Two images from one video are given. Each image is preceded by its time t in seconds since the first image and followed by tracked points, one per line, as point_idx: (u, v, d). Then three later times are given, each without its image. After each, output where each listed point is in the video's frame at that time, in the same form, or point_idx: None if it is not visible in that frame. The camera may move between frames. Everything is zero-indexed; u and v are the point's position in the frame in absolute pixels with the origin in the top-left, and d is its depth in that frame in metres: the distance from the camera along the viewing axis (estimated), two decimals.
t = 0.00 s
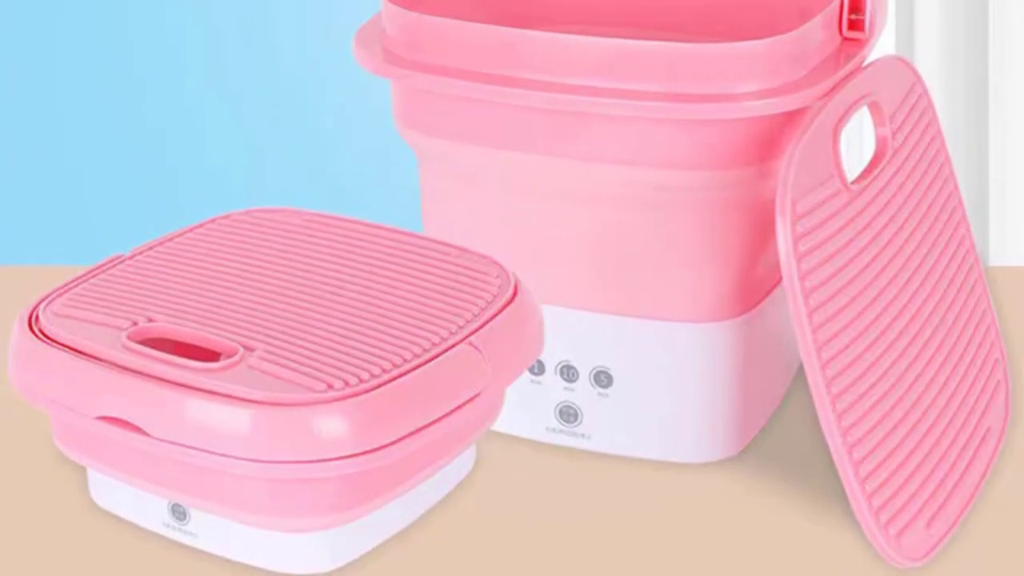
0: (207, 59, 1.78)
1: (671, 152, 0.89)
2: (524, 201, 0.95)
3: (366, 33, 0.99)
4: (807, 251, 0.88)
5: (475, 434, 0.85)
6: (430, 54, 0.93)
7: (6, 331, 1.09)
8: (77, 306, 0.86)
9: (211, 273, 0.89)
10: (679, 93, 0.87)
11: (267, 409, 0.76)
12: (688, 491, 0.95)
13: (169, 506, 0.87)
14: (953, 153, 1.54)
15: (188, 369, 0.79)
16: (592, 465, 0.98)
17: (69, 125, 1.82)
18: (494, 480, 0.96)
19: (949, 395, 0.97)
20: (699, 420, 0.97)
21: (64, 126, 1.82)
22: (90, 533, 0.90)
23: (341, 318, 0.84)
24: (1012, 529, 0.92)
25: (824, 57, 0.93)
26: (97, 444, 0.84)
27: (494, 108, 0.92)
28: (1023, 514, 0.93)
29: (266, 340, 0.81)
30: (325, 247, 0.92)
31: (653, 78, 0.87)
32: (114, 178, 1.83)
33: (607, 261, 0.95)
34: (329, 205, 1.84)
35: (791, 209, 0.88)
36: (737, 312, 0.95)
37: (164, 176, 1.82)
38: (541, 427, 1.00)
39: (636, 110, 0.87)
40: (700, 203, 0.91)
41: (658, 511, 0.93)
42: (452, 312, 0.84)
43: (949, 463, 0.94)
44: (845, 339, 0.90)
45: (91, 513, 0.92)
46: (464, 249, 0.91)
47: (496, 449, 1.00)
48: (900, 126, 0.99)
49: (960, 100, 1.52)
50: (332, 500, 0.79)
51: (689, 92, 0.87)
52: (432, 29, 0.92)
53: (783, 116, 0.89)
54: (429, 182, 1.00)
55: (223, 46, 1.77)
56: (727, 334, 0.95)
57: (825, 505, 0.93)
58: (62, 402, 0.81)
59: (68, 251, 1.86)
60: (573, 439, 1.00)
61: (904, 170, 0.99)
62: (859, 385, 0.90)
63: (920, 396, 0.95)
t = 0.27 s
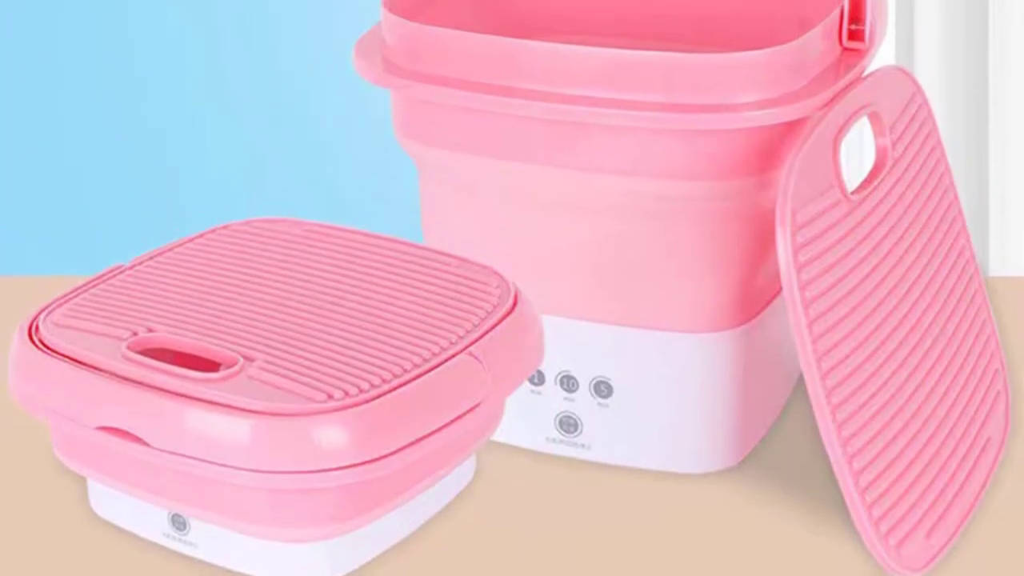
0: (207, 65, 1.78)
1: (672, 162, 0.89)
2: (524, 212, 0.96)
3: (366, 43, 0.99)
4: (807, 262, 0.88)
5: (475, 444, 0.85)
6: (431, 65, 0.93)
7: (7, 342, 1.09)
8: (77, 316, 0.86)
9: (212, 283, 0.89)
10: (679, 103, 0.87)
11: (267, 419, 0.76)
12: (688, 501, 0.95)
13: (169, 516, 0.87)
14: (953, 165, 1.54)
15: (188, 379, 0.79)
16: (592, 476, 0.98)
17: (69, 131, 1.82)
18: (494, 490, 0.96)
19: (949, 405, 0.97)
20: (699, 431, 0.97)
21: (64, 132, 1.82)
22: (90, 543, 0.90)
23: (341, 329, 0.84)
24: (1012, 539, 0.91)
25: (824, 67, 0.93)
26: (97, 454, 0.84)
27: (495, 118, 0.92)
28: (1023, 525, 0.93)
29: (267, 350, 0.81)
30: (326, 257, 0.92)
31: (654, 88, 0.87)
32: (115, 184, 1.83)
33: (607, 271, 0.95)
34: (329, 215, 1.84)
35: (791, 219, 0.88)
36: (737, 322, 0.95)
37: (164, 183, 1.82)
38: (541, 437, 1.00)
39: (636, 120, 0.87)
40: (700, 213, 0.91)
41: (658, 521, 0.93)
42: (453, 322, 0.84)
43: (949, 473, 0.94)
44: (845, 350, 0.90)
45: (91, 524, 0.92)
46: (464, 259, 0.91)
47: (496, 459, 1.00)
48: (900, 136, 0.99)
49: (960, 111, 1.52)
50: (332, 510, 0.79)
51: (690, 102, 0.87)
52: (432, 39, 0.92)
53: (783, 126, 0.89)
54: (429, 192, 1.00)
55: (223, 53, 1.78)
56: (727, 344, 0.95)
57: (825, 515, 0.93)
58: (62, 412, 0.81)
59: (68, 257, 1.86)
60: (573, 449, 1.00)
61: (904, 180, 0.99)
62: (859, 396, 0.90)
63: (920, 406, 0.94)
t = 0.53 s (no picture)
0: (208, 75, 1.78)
1: (672, 172, 0.89)
2: (524, 222, 0.96)
3: (366, 53, 0.99)
4: (807, 272, 0.88)
5: (475, 454, 0.85)
6: (431, 75, 0.93)
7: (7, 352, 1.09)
8: (77, 326, 0.86)
9: (211, 293, 0.89)
10: (680, 114, 0.87)
11: (267, 429, 0.76)
12: (688, 512, 0.95)
13: (168, 526, 0.86)
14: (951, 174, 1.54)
15: (188, 390, 0.79)
16: (592, 486, 0.98)
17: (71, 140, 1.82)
18: (494, 501, 0.96)
19: (949, 415, 0.97)
20: (699, 441, 0.97)
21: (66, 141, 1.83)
22: (90, 554, 0.90)
23: (341, 339, 0.84)
24: (1013, 549, 0.91)
25: (824, 77, 0.93)
26: (97, 465, 0.83)
27: (495, 128, 0.92)
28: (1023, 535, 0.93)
29: (267, 361, 0.81)
30: (326, 268, 0.92)
31: (654, 99, 0.87)
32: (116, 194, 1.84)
33: (607, 282, 0.95)
34: (329, 224, 1.84)
35: (791, 230, 0.88)
36: (737, 332, 0.95)
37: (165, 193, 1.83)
38: (541, 447, 1.00)
39: (636, 131, 0.87)
40: (700, 224, 0.91)
41: (658, 531, 0.92)
42: (453, 332, 0.84)
43: (949, 483, 0.94)
44: (845, 360, 0.90)
45: (91, 534, 0.92)
46: (464, 269, 0.91)
47: (496, 469, 1.00)
48: (900, 146, 0.99)
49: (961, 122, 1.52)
50: (332, 521, 0.79)
51: (690, 112, 0.87)
52: (432, 49, 0.92)
53: (783, 136, 0.89)
54: (429, 202, 1.00)
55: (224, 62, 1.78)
56: (727, 354, 0.95)
57: (825, 526, 0.93)
58: (62, 423, 0.81)
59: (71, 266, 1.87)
60: (573, 460, 1.00)
61: (904, 190, 0.99)
62: (859, 406, 0.90)
63: (920, 416, 0.94)
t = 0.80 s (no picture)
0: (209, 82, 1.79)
1: (672, 184, 0.89)
2: (524, 233, 0.96)
3: (366, 64, 0.99)
4: (807, 283, 0.88)
5: (475, 466, 0.85)
6: (431, 87, 0.93)
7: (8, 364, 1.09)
8: (77, 337, 0.86)
9: (211, 305, 0.89)
10: (680, 125, 0.87)
11: (267, 441, 0.76)
12: (688, 523, 0.94)
13: (168, 537, 0.86)
14: (951, 181, 1.54)
15: (188, 401, 0.79)
16: (593, 497, 0.98)
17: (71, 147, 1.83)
18: (495, 512, 0.96)
19: (949, 426, 0.97)
20: (699, 452, 0.97)
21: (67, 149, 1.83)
22: (90, 565, 0.90)
23: (341, 350, 0.84)
24: (1013, 560, 0.91)
25: (825, 88, 0.93)
26: (97, 475, 0.83)
27: (496, 140, 0.92)
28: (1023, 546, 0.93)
29: (267, 372, 0.81)
30: (326, 279, 0.92)
31: (654, 111, 0.87)
32: (115, 200, 1.85)
33: (607, 293, 0.95)
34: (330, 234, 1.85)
35: (791, 241, 0.88)
36: (737, 343, 0.95)
37: (165, 199, 1.84)
38: (541, 458, 1.00)
39: (636, 142, 0.87)
40: (700, 235, 0.91)
41: (658, 543, 0.92)
42: (453, 344, 0.84)
43: (949, 494, 0.94)
44: (845, 371, 0.90)
45: (91, 546, 0.92)
46: (464, 281, 0.91)
47: (496, 481, 1.00)
48: (900, 158, 0.99)
49: (961, 131, 1.52)
50: (332, 532, 0.79)
51: (690, 124, 0.87)
52: (433, 60, 0.92)
53: (783, 148, 0.89)
54: (429, 214, 1.00)
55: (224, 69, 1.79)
56: (727, 365, 0.95)
57: (825, 537, 0.93)
58: (62, 434, 0.81)
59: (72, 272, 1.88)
60: (574, 471, 1.00)
61: (904, 202, 0.99)
62: (859, 417, 0.90)
63: (920, 428, 0.94)
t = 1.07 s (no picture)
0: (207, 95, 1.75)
1: (672, 197, 0.89)
2: (524, 247, 0.96)
3: (366, 77, 0.99)
4: (807, 296, 0.88)
5: (475, 479, 0.85)
6: (431, 100, 0.93)
7: (6, 377, 1.09)
8: (77, 351, 0.86)
9: (211, 318, 0.89)
10: (680, 138, 0.87)
11: (267, 454, 0.76)
12: (688, 536, 0.94)
13: (169, 550, 0.86)
14: (952, 200, 1.55)
15: (189, 414, 0.79)
16: (593, 510, 0.98)
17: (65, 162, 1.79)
18: (495, 526, 0.96)
19: (949, 440, 0.97)
20: (699, 465, 0.97)
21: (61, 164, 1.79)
22: None
23: (340, 364, 0.84)
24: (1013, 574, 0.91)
25: (824, 101, 0.93)
26: (97, 488, 0.83)
27: (496, 153, 0.92)
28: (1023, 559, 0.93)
29: (267, 385, 0.81)
30: (326, 292, 0.92)
31: (655, 124, 0.87)
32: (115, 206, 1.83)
33: (607, 307, 0.95)
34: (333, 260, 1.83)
35: (791, 254, 0.88)
36: (737, 357, 0.95)
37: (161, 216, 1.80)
38: (541, 472, 1.00)
39: (636, 155, 0.87)
40: (700, 248, 0.91)
41: (658, 555, 0.92)
42: (453, 357, 0.84)
43: (949, 508, 0.94)
44: (845, 385, 0.90)
45: (91, 559, 0.91)
46: (464, 294, 0.91)
47: (496, 494, 1.00)
48: (900, 171, 0.99)
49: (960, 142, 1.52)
50: (331, 545, 0.79)
51: (690, 137, 0.87)
52: (432, 74, 0.92)
53: (783, 161, 0.89)
54: (429, 227, 1.00)
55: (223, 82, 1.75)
56: (727, 379, 0.95)
57: (825, 550, 0.93)
58: (62, 447, 0.81)
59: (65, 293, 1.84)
60: (573, 485, 1.00)
61: (904, 215, 0.99)
62: (859, 431, 0.90)
63: (920, 441, 0.94)
